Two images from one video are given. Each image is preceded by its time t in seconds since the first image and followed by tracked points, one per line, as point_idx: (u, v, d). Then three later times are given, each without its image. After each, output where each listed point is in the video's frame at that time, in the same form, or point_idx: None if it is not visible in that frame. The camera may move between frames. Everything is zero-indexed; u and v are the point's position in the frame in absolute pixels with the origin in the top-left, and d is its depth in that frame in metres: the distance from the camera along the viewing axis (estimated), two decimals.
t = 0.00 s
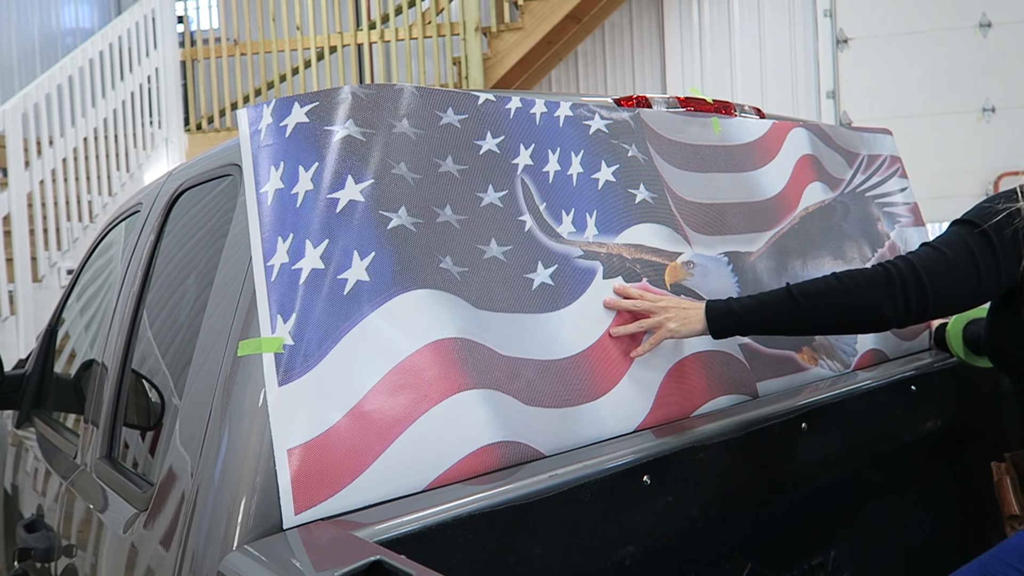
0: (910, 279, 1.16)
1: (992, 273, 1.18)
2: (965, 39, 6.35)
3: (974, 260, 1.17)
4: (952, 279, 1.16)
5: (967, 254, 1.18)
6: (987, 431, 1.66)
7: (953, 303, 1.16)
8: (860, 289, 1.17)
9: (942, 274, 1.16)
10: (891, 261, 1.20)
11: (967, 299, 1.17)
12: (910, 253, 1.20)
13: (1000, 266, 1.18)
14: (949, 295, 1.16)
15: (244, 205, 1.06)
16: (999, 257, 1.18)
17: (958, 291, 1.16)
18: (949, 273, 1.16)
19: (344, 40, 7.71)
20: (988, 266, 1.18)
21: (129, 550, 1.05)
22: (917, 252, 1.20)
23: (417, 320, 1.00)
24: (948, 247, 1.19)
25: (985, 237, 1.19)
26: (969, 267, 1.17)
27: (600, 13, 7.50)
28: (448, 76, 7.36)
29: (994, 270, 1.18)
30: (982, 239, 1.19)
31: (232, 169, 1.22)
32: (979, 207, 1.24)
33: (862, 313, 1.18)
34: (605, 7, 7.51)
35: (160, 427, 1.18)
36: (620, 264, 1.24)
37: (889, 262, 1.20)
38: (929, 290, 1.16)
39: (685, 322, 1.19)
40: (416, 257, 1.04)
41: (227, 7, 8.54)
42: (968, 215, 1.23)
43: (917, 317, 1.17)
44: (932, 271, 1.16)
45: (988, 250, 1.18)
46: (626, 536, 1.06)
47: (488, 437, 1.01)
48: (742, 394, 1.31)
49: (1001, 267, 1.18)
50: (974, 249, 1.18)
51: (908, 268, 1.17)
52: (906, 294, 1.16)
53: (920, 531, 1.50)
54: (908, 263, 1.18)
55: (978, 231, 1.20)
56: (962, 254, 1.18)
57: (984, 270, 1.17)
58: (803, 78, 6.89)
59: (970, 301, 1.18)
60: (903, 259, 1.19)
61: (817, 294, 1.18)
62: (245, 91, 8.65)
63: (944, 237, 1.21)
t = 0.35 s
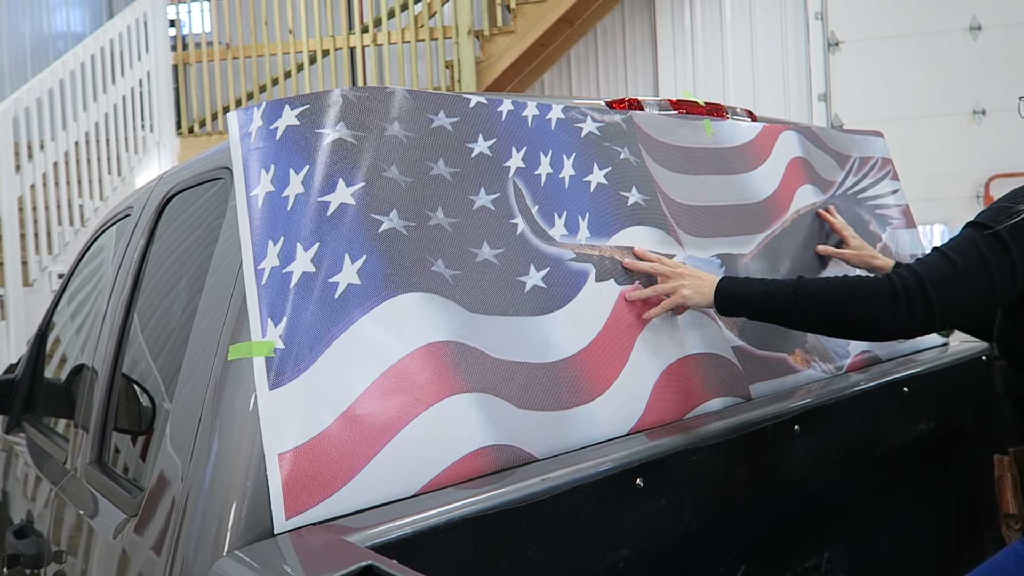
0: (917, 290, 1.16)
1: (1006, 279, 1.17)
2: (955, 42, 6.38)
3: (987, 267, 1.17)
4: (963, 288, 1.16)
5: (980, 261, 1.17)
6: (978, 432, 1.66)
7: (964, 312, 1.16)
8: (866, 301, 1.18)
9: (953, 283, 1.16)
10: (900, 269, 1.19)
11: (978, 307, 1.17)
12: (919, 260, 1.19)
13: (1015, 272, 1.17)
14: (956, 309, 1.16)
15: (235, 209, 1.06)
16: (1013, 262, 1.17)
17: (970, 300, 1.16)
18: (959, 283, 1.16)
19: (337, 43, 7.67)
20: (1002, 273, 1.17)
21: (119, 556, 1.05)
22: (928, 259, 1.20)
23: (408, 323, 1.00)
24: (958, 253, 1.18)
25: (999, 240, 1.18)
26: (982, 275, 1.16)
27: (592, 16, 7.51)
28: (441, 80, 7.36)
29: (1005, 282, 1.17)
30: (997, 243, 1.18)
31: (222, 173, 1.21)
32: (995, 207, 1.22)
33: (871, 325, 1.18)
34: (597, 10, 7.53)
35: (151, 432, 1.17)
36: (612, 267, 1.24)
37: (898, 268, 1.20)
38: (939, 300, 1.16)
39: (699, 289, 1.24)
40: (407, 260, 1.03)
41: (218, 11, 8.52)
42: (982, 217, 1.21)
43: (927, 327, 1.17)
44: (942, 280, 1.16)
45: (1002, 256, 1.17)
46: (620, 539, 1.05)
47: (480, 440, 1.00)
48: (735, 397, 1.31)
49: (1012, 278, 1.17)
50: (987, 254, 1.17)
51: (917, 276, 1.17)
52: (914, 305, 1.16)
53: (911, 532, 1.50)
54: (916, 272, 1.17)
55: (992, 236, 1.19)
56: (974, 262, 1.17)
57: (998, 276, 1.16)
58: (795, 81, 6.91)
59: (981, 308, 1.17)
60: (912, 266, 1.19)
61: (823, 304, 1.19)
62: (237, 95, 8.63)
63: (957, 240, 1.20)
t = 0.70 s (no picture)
0: (861, 314, 1.17)
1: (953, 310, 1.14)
2: (935, 45, 6.44)
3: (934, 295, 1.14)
4: (898, 316, 1.15)
5: (927, 287, 1.14)
6: (961, 433, 1.67)
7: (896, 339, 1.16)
8: (814, 319, 1.20)
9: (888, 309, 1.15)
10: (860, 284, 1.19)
11: (925, 335, 1.16)
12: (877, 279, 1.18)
13: (974, 303, 1.14)
14: (900, 336, 1.16)
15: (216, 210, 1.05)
16: (966, 292, 1.14)
17: (902, 328, 1.15)
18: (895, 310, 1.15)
19: (319, 45, 7.56)
20: (950, 302, 1.14)
21: (98, 563, 1.03)
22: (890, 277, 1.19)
23: (392, 326, 0.99)
24: (911, 273, 1.16)
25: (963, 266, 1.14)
26: (931, 304, 1.14)
27: (576, 19, 7.52)
28: (425, 81, 7.34)
29: (959, 314, 1.14)
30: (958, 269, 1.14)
31: (204, 174, 1.20)
32: (978, 222, 1.16)
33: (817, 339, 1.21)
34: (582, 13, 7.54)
35: (131, 437, 1.16)
36: (598, 268, 1.24)
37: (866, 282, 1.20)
38: (871, 326, 1.16)
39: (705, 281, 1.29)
40: (391, 262, 1.03)
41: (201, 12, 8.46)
42: (958, 236, 1.16)
43: (865, 348, 1.18)
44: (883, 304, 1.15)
45: (956, 285, 1.14)
46: (606, 542, 1.04)
47: (465, 443, 0.99)
48: (720, 398, 1.31)
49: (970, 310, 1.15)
50: (941, 281, 1.14)
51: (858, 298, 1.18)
52: (850, 326, 1.17)
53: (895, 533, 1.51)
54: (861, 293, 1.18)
55: (953, 260, 1.14)
56: (916, 287, 1.14)
57: (943, 306, 1.14)
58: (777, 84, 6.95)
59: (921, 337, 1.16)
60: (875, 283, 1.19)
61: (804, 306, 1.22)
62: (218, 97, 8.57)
63: (924, 260, 1.17)
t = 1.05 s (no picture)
0: (774, 279, 1.17)
1: (852, 303, 1.09)
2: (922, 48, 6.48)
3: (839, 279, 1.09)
4: (807, 289, 1.13)
5: (834, 269, 1.10)
6: (948, 434, 1.67)
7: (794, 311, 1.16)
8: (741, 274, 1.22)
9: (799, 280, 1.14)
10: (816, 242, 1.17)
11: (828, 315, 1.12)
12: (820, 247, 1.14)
13: (877, 301, 1.07)
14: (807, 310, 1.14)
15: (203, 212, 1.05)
16: (872, 290, 1.07)
17: (811, 302, 1.13)
18: (801, 283, 1.13)
19: (309, 45, 7.57)
20: (845, 295, 1.09)
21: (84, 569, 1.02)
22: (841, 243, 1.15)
23: (380, 329, 0.99)
24: (833, 251, 1.11)
25: (876, 264, 1.06)
26: (833, 288, 1.10)
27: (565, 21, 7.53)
28: (414, 83, 7.33)
29: (858, 307, 1.09)
30: (868, 265, 1.07)
31: (190, 177, 1.19)
32: (913, 221, 1.05)
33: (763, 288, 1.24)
34: (570, 15, 7.55)
35: (118, 441, 1.15)
36: (586, 271, 1.24)
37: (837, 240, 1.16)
38: (781, 291, 1.16)
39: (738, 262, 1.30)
40: (379, 265, 1.02)
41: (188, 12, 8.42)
42: (890, 232, 1.06)
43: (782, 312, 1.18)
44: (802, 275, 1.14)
45: (859, 281, 1.07)
46: (595, 545, 1.04)
47: (454, 446, 0.99)
48: (709, 399, 1.31)
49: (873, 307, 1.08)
50: (857, 270, 1.08)
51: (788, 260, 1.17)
52: (768, 289, 1.18)
53: (882, 533, 1.51)
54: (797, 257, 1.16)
55: (868, 254, 1.07)
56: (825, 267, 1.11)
57: (840, 297, 1.10)
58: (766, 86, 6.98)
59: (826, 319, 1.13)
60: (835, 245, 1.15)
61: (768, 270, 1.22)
62: (207, 98, 8.53)
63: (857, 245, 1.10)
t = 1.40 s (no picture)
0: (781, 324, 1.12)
1: (852, 334, 1.06)
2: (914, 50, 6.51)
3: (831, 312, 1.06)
4: (813, 328, 1.08)
5: (827, 303, 1.07)
6: (940, 434, 1.68)
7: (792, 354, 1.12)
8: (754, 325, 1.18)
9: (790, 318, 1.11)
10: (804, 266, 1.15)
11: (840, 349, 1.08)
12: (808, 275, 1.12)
13: (883, 323, 1.04)
14: (819, 349, 1.10)
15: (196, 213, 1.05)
16: (877, 316, 1.03)
17: (823, 339, 1.08)
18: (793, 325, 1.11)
19: (302, 45, 7.56)
20: (843, 325, 1.06)
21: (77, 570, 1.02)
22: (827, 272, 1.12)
23: (374, 330, 0.99)
24: (831, 286, 1.08)
25: (871, 288, 1.03)
26: (839, 322, 1.06)
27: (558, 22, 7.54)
28: (408, 83, 7.32)
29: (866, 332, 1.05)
30: (856, 292, 1.04)
31: (184, 177, 1.19)
32: (898, 237, 1.02)
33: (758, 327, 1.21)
34: (565, 15, 7.55)
35: (111, 442, 1.14)
36: (580, 271, 1.24)
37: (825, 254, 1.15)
38: (790, 335, 1.12)
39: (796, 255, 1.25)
40: (372, 265, 1.02)
41: (182, 12, 8.40)
42: (875, 252, 1.04)
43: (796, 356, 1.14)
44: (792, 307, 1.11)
45: (853, 310, 1.04)
46: (589, 546, 1.04)
47: (449, 446, 0.99)
48: (703, 399, 1.31)
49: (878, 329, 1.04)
50: (852, 300, 1.04)
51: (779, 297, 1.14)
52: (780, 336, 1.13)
53: (875, 534, 1.52)
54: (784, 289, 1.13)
55: (856, 280, 1.05)
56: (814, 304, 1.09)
57: (837, 328, 1.06)
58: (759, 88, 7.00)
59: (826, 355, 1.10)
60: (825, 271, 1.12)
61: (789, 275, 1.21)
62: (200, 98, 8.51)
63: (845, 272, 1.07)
